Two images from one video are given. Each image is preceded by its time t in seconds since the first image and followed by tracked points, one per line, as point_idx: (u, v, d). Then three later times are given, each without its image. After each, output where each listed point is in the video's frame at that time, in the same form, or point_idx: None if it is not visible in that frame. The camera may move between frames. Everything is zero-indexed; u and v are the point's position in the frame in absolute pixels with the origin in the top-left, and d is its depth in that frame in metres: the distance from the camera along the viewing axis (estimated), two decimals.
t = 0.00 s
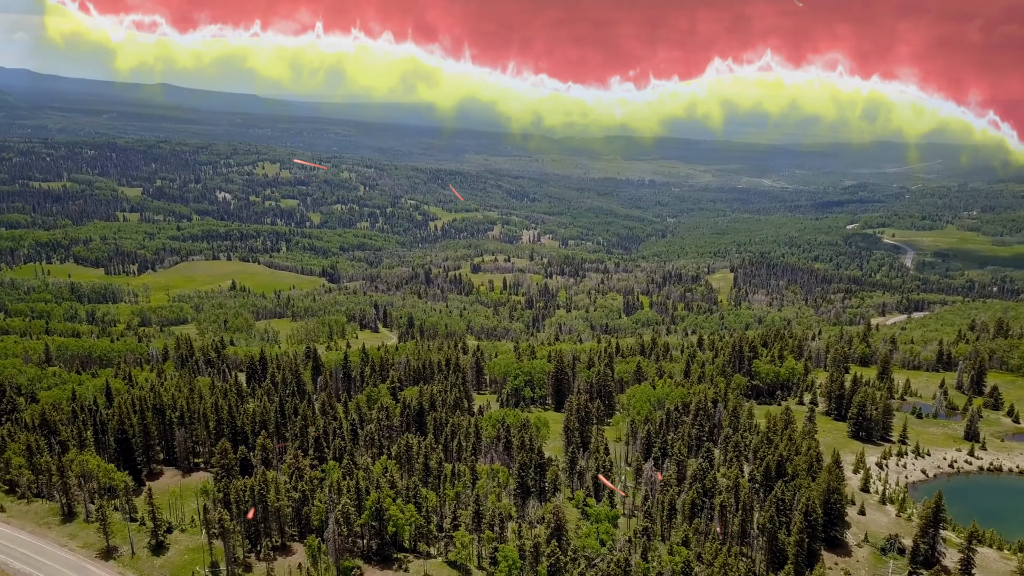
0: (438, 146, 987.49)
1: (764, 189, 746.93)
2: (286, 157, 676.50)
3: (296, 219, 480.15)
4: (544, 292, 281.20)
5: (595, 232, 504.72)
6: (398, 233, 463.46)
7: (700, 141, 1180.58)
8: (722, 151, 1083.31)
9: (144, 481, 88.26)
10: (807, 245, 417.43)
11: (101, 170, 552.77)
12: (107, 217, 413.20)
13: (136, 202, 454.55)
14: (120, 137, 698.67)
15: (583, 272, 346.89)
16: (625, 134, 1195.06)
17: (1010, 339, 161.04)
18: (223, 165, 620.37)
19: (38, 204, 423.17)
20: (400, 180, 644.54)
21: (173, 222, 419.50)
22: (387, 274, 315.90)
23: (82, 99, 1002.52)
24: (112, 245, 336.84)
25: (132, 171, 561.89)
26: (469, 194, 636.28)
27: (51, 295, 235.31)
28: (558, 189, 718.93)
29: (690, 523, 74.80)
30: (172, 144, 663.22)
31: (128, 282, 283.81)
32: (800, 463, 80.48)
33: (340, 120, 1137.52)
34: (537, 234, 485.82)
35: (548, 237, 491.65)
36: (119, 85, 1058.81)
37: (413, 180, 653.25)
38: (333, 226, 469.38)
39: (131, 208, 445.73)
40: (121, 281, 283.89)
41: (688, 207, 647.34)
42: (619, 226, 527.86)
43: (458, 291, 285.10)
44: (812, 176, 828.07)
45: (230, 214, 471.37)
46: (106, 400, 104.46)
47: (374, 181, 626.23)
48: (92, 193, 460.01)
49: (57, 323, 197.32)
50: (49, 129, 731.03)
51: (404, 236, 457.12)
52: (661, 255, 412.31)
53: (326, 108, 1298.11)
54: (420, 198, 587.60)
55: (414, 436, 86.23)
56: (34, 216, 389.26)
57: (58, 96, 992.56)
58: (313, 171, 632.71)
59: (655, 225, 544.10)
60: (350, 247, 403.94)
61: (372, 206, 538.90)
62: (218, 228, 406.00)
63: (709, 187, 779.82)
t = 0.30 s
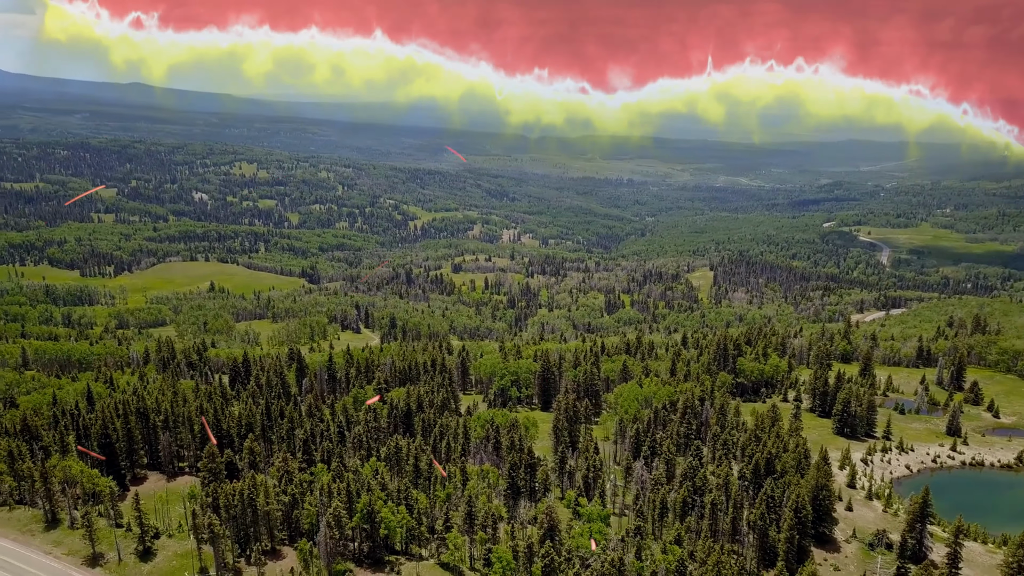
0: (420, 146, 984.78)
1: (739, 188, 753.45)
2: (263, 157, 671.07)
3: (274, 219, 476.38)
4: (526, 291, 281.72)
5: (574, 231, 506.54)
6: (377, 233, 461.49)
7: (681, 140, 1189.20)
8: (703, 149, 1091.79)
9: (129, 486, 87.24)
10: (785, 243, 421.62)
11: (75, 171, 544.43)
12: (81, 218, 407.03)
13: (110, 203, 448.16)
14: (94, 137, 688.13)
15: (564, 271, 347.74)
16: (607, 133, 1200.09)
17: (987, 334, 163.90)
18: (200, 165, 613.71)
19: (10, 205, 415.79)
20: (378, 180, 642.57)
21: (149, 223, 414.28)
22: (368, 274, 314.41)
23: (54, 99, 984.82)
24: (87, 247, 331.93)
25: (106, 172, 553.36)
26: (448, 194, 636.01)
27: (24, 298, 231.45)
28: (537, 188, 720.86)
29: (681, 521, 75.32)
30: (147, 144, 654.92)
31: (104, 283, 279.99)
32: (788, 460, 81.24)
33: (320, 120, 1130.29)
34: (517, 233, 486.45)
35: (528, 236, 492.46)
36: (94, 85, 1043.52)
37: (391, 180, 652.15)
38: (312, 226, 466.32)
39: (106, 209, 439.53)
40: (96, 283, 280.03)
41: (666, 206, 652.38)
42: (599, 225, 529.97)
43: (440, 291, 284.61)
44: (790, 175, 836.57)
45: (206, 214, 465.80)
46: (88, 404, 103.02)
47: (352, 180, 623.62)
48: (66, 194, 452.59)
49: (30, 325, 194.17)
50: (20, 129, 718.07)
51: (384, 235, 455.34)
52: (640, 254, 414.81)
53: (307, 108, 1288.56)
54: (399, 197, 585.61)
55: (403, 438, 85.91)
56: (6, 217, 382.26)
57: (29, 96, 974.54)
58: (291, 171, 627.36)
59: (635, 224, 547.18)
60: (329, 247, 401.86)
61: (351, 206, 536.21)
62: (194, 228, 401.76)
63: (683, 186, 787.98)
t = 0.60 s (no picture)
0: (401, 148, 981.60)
1: (716, 187, 759.88)
2: (240, 157, 664.86)
3: (252, 220, 471.94)
4: (508, 291, 282.02)
5: (553, 231, 507.80)
6: (356, 233, 459.11)
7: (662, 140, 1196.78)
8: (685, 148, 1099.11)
9: (112, 493, 86.19)
10: (763, 241, 425.75)
11: (46, 173, 535.11)
12: (53, 220, 400.21)
13: (84, 204, 440.94)
14: (66, 138, 676.48)
15: (546, 271, 348.08)
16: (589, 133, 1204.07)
17: (965, 331, 166.43)
18: (175, 166, 606.36)
19: None
20: (356, 180, 640.42)
21: (124, 225, 408.26)
22: (348, 275, 312.45)
23: (26, 100, 967.90)
24: (61, 249, 326.39)
25: (80, 173, 544.98)
26: (426, 194, 635.34)
27: None
28: (516, 188, 722.01)
29: (674, 520, 75.56)
30: (122, 145, 645.95)
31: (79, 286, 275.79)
32: (776, 458, 82.08)
33: (300, 121, 1122.12)
34: (496, 233, 486.61)
35: (508, 236, 493.04)
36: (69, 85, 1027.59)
37: (369, 180, 650.78)
38: (290, 227, 462.71)
39: (80, 211, 432.52)
40: (71, 285, 275.63)
41: (644, 205, 656.46)
42: (578, 225, 531.79)
43: (421, 292, 283.72)
44: (768, 174, 845.23)
45: (183, 216, 460.82)
46: (69, 408, 101.54)
47: (330, 181, 620.41)
48: (38, 196, 444.62)
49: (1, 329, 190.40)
50: None
51: (363, 236, 453.08)
52: (619, 254, 416.91)
53: (287, 108, 1277.94)
54: (378, 197, 583.50)
55: (391, 439, 85.58)
56: None
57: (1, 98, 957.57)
58: (269, 172, 622.37)
59: (613, 224, 549.99)
60: (308, 248, 399.45)
61: (329, 207, 532.94)
62: (171, 230, 397.20)
63: (661, 185, 793.55)
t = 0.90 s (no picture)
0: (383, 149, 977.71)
1: (695, 186, 765.41)
2: (217, 158, 657.98)
3: (229, 220, 467.22)
4: (489, 291, 282.25)
5: (533, 231, 508.85)
6: (335, 234, 456.43)
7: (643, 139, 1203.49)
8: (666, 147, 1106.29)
9: (95, 499, 84.97)
10: (742, 239, 429.80)
11: (17, 174, 525.43)
12: (25, 222, 393.36)
13: (57, 206, 434.02)
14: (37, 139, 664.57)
15: (527, 271, 348.60)
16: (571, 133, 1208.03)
17: (944, 327, 169.20)
18: (150, 166, 598.47)
19: None
20: (334, 180, 636.67)
21: (98, 226, 402.40)
22: (328, 276, 310.65)
23: None
24: (34, 252, 320.89)
25: (52, 174, 535.88)
26: (405, 194, 633.60)
27: None
28: (495, 188, 722.48)
29: (664, 519, 76.05)
30: (95, 146, 636.24)
31: (54, 289, 271.42)
32: (765, 456, 82.87)
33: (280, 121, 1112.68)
34: (476, 233, 486.45)
35: (487, 236, 492.98)
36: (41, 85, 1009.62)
37: (346, 180, 647.15)
38: (268, 228, 458.96)
39: (53, 212, 425.62)
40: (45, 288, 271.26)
41: (622, 204, 659.75)
42: (557, 224, 533.31)
43: (402, 292, 282.84)
44: (745, 174, 854.02)
45: (158, 217, 455.23)
46: (48, 414, 99.87)
47: (307, 181, 616.31)
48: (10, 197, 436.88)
49: None
50: None
51: (341, 236, 450.59)
52: (599, 253, 418.77)
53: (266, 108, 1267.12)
54: (357, 198, 580.88)
55: (381, 442, 85.23)
56: None
57: None
58: (246, 172, 616.74)
59: (592, 223, 551.99)
60: (287, 249, 396.51)
61: (307, 207, 529.35)
62: (147, 231, 392.16)
63: (640, 184, 798.03)
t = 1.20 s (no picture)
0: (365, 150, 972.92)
1: (674, 185, 770.40)
2: (193, 158, 650.38)
3: (206, 221, 462.23)
4: (471, 291, 282.24)
5: (513, 230, 509.28)
6: (313, 234, 453.17)
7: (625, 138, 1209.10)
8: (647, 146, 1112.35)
9: (79, 505, 83.87)
10: (721, 238, 433.57)
11: None
12: None
13: (29, 207, 426.56)
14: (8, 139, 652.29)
15: (508, 270, 348.86)
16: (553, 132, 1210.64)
17: (924, 324, 171.67)
18: (124, 167, 590.18)
19: None
20: (312, 180, 632.13)
21: (73, 228, 396.45)
22: (308, 277, 308.72)
23: None
24: (6, 254, 315.14)
25: (25, 175, 526.56)
26: (384, 194, 631.27)
27: None
28: (474, 187, 721.98)
29: (656, 517, 76.51)
30: (67, 146, 625.93)
31: (28, 292, 266.98)
32: (754, 454, 83.64)
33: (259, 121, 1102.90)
34: (456, 233, 485.93)
35: (468, 235, 492.61)
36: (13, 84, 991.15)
37: (324, 180, 642.86)
38: (246, 229, 454.78)
39: (25, 214, 418.27)
40: (19, 291, 266.66)
41: (601, 204, 661.98)
42: (537, 223, 534.41)
43: (382, 292, 281.76)
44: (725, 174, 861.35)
45: (134, 219, 449.23)
46: (28, 420, 98.24)
47: (285, 181, 611.54)
48: None
49: None
50: None
51: (320, 237, 447.60)
52: (580, 252, 420.14)
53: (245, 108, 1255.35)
54: (335, 197, 577.95)
55: (370, 444, 84.82)
56: None
57: None
58: (223, 172, 610.57)
59: (571, 222, 553.31)
60: (265, 249, 393.29)
61: (284, 207, 525.14)
62: (123, 232, 386.76)
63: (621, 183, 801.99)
